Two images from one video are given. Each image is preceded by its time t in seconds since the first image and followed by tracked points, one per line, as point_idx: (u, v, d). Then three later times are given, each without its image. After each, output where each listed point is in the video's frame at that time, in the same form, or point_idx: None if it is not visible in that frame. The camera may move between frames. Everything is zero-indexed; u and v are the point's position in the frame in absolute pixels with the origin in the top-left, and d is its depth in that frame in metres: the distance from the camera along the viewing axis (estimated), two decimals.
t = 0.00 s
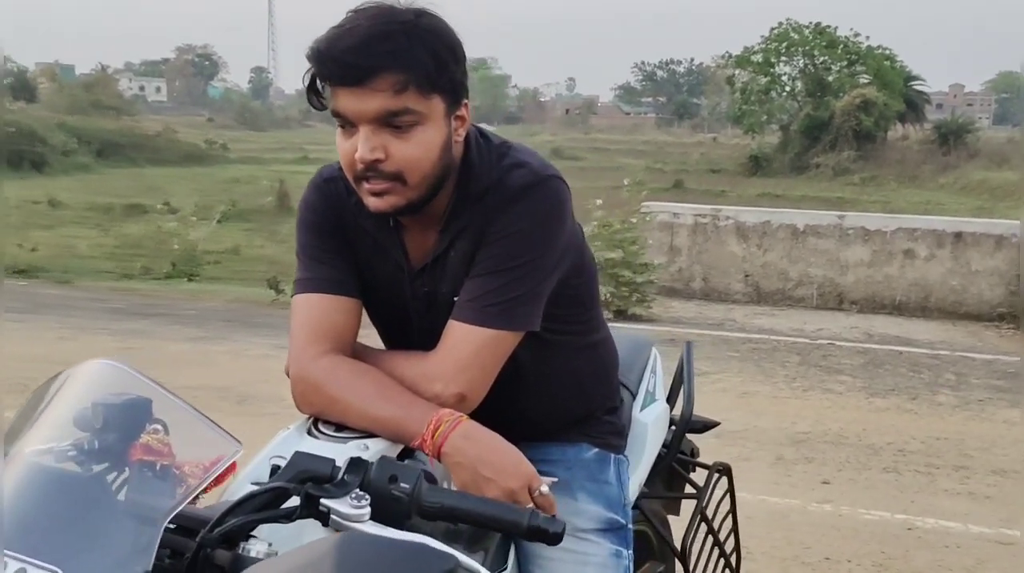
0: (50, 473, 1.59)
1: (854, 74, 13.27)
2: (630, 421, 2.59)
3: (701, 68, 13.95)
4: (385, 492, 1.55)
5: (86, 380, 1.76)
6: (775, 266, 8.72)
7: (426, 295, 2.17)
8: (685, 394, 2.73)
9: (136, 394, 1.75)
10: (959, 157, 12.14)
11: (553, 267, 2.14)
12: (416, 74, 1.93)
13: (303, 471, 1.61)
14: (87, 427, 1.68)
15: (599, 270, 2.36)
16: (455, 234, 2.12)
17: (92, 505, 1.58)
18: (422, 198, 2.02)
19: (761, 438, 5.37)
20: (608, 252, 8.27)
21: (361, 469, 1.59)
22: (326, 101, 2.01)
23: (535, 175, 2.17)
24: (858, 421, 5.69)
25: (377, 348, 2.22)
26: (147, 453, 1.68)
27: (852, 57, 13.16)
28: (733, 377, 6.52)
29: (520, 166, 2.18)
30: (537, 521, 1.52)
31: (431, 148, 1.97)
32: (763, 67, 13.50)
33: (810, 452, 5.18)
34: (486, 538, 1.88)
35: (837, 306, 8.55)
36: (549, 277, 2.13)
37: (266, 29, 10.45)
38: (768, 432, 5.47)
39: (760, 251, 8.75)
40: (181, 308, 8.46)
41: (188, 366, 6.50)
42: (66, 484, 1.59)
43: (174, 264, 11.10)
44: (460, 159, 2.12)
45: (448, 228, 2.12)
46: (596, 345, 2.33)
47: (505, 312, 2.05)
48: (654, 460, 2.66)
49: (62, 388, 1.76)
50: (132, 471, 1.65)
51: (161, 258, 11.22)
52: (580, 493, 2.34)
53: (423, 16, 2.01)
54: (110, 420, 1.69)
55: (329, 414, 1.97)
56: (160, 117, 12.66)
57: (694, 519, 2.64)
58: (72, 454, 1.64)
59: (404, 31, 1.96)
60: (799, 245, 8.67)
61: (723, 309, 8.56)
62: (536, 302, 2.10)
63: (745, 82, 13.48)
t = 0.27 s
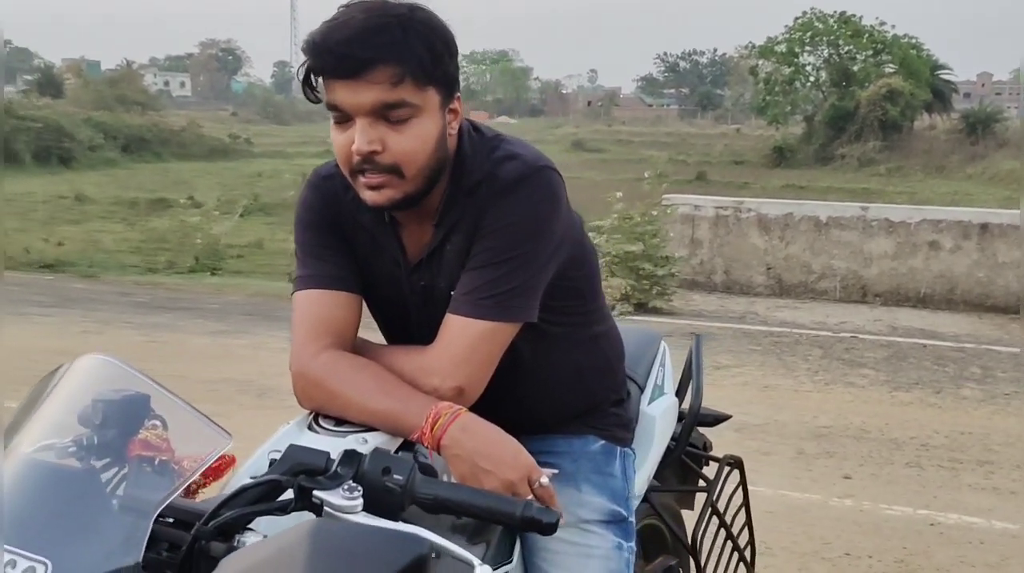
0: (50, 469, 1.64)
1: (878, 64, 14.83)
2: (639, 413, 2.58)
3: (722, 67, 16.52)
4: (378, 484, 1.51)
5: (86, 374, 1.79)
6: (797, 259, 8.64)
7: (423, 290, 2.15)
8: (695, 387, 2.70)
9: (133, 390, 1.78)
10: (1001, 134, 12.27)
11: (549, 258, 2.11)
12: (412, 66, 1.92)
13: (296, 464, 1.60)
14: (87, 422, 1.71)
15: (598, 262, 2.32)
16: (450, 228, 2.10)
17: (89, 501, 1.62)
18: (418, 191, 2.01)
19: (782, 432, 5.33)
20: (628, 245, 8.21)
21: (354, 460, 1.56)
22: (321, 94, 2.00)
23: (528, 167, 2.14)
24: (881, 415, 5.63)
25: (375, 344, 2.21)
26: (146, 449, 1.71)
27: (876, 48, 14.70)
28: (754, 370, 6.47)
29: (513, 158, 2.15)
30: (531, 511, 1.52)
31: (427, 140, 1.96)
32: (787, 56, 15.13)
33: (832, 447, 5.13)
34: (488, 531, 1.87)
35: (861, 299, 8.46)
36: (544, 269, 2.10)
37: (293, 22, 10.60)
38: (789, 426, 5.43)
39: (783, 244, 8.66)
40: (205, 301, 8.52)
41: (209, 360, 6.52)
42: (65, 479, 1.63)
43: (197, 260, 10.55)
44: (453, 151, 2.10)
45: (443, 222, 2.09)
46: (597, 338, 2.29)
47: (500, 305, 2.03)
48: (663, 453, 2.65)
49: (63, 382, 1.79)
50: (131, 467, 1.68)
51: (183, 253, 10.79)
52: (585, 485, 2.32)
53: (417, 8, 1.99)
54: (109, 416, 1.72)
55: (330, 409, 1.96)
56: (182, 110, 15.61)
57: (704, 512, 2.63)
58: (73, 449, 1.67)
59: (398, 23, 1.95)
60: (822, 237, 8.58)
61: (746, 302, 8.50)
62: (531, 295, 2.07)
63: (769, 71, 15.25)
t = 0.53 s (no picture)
0: (39, 467, 1.65)
1: (891, 57, 14.94)
2: (636, 408, 2.57)
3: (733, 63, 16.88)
4: (363, 478, 1.52)
5: (74, 377, 1.81)
6: (808, 254, 8.58)
7: (411, 284, 2.14)
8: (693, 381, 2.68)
9: (122, 389, 1.81)
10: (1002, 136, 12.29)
11: (537, 249, 2.09)
12: (399, 55, 1.93)
13: (282, 459, 1.63)
14: (75, 422, 1.73)
15: (588, 253, 2.30)
16: (436, 221, 2.08)
17: (77, 501, 1.63)
18: (406, 181, 1.99)
19: (792, 428, 5.29)
20: (637, 241, 8.17)
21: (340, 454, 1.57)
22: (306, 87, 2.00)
23: (512, 159, 2.11)
24: (893, 411, 5.59)
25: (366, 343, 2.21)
26: (134, 448, 1.74)
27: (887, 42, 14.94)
28: (764, 366, 6.44)
29: (496, 152, 2.13)
30: (518, 502, 1.49)
31: (414, 129, 1.96)
32: (799, 51, 15.14)
33: (843, 443, 5.10)
34: (482, 524, 1.85)
35: (873, 294, 8.42)
36: (532, 262, 2.07)
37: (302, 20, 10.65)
38: (800, 422, 5.39)
39: (793, 239, 8.60)
40: (216, 299, 8.52)
41: (219, 356, 6.53)
42: (54, 479, 1.64)
43: (208, 257, 10.46)
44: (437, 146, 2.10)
45: (429, 215, 2.09)
46: (588, 329, 2.27)
47: (487, 299, 2.00)
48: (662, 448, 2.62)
49: (51, 383, 1.81)
50: (119, 466, 1.71)
51: (195, 252, 10.69)
52: (580, 475, 2.29)
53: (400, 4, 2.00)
54: (97, 415, 1.74)
55: (321, 407, 1.95)
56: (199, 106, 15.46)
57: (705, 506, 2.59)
58: (62, 449, 1.69)
59: (383, 14, 1.96)
60: (833, 232, 8.50)
61: (756, 297, 8.46)
62: (519, 287, 2.04)
63: (782, 66, 15.17)
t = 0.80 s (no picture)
0: (37, 471, 1.64)
1: (898, 51, 15.82)
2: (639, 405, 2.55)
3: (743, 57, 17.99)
4: (360, 477, 1.54)
5: (72, 380, 1.80)
6: (815, 251, 8.55)
7: (409, 284, 2.13)
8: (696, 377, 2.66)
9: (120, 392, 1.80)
10: (995, 137, 12.40)
11: (533, 247, 2.07)
12: (383, 48, 1.92)
13: (280, 459, 1.64)
14: (73, 426, 1.73)
15: (587, 251, 2.29)
16: (432, 220, 2.07)
17: (79, 502, 1.63)
18: (397, 177, 1.98)
19: (801, 426, 5.28)
20: (644, 238, 8.14)
21: (338, 455, 1.60)
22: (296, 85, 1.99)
23: (506, 157, 2.10)
24: (902, 408, 5.56)
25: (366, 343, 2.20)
26: (133, 450, 1.74)
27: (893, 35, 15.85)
28: (772, 363, 6.42)
29: (490, 150, 2.11)
30: (514, 499, 1.53)
31: (402, 123, 1.94)
32: (804, 46, 16.42)
33: (852, 440, 5.08)
34: (484, 522, 1.83)
35: (880, 290, 8.39)
36: (529, 259, 2.06)
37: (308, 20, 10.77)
38: (808, 419, 5.37)
39: (800, 235, 8.56)
40: (224, 298, 8.53)
41: (227, 356, 6.53)
42: (55, 482, 1.63)
43: (214, 256, 10.40)
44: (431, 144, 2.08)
45: (424, 213, 2.08)
46: (589, 327, 2.26)
47: (483, 297, 1.99)
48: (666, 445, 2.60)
49: (48, 386, 1.79)
50: (119, 469, 1.71)
51: (202, 250, 10.60)
52: (581, 471, 2.27)
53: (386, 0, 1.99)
54: (96, 418, 1.74)
55: (321, 408, 1.94)
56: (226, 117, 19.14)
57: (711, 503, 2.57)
58: (62, 452, 1.68)
59: (369, 8, 1.95)
60: (840, 229, 8.45)
61: (764, 294, 8.44)
62: (516, 285, 2.03)
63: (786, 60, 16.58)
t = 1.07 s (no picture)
0: (37, 479, 1.63)
1: (902, 47, 16.35)
2: (643, 406, 2.54)
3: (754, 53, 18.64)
4: (362, 482, 1.50)
5: (72, 388, 1.79)
6: (820, 248, 8.53)
7: (409, 287, 2.12)
8: (700, 378, 2.65)
9: (121, 399, 1.80)
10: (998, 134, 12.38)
11: (532, 248, 2.06)
12: (396, 37, 1.96)
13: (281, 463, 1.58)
14: (76, 433, 1.72)
15: (587, 252, 2.29)
16: (431, 223, 2.07)
17: (80, 509, 1.62)
18: (409, 167, 1.98)
19: (807, 425, 5.26)
20: (648, 238, 8.12)
21: (339, 458, 1.54)
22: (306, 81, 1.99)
23: (501, 159, 2.10)
24: (907, 407, 5.54)
25: (367, 346, 2.20)
26: (135, 456, 1.74)
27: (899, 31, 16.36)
28: (777, 362, 6.40)
29: (486, 152, 2.11)
30: (516, 503, 1.49)
31: (418, 110, 1.97)
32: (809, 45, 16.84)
33: (857, 439, 5.06)
34: (486, 527, 1.82)
35: (885, 288, 8.39)
36: (528, 260, 2.05)
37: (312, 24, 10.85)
38: (814, 419, 5.36)
39: (804, 234, 8.53)
40: (229, 300, 8.53)
41: (233, 359, 6.53)
42: (57, 489, 1.63)
43: (219, 258, 10.35)
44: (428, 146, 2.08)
45: (424, 214, 2.07)
46: (589, 329, 2.25)
47: (483, 298, 1.98)
48: (669, 447, 2.59)
49: (49, 393, 1.78)
50: (121, 475, 1.70)
51: (207, 253, 10.52)
52: (584, 476, 2.27)
53: None
54: (98, 424, 1.73)
55: (323, 411, 1.93)
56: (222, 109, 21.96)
57: (716, 505, 2.56)
58: (65, 459, 1.67)
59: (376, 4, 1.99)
60: (844, 226, 8.43)
61: (769, 293, 8.42)
62: (516, 287, 2.02)
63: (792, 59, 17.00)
